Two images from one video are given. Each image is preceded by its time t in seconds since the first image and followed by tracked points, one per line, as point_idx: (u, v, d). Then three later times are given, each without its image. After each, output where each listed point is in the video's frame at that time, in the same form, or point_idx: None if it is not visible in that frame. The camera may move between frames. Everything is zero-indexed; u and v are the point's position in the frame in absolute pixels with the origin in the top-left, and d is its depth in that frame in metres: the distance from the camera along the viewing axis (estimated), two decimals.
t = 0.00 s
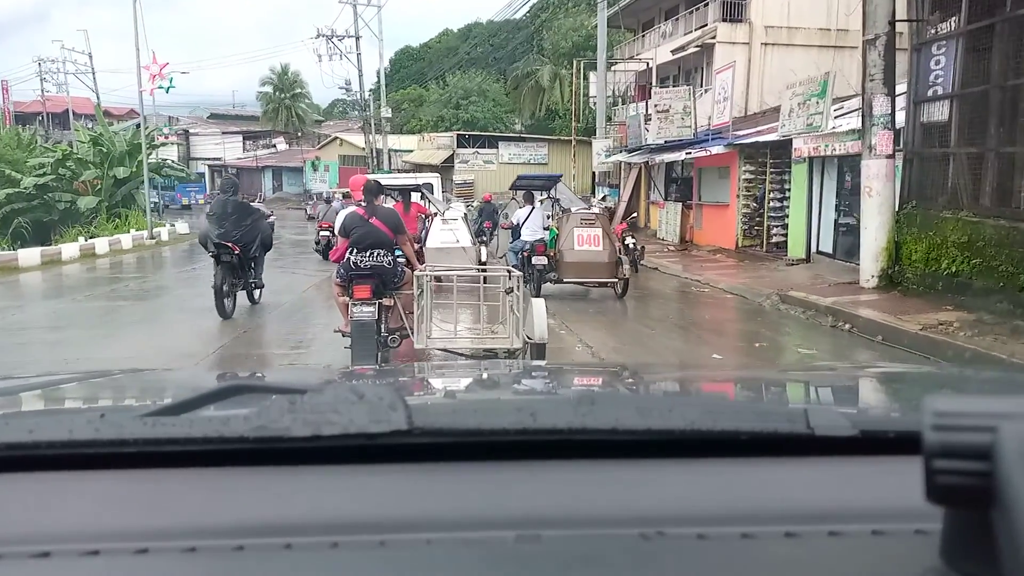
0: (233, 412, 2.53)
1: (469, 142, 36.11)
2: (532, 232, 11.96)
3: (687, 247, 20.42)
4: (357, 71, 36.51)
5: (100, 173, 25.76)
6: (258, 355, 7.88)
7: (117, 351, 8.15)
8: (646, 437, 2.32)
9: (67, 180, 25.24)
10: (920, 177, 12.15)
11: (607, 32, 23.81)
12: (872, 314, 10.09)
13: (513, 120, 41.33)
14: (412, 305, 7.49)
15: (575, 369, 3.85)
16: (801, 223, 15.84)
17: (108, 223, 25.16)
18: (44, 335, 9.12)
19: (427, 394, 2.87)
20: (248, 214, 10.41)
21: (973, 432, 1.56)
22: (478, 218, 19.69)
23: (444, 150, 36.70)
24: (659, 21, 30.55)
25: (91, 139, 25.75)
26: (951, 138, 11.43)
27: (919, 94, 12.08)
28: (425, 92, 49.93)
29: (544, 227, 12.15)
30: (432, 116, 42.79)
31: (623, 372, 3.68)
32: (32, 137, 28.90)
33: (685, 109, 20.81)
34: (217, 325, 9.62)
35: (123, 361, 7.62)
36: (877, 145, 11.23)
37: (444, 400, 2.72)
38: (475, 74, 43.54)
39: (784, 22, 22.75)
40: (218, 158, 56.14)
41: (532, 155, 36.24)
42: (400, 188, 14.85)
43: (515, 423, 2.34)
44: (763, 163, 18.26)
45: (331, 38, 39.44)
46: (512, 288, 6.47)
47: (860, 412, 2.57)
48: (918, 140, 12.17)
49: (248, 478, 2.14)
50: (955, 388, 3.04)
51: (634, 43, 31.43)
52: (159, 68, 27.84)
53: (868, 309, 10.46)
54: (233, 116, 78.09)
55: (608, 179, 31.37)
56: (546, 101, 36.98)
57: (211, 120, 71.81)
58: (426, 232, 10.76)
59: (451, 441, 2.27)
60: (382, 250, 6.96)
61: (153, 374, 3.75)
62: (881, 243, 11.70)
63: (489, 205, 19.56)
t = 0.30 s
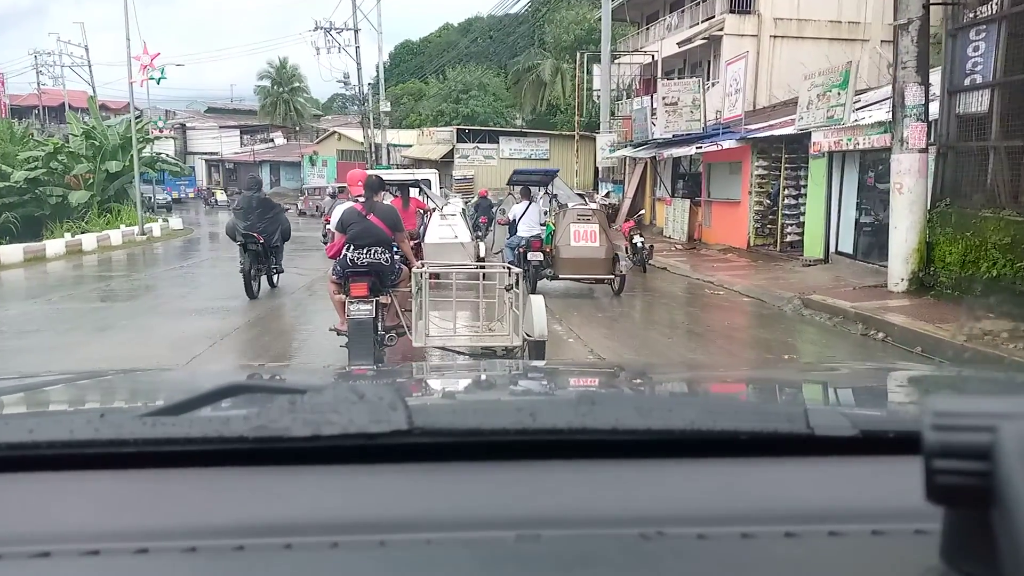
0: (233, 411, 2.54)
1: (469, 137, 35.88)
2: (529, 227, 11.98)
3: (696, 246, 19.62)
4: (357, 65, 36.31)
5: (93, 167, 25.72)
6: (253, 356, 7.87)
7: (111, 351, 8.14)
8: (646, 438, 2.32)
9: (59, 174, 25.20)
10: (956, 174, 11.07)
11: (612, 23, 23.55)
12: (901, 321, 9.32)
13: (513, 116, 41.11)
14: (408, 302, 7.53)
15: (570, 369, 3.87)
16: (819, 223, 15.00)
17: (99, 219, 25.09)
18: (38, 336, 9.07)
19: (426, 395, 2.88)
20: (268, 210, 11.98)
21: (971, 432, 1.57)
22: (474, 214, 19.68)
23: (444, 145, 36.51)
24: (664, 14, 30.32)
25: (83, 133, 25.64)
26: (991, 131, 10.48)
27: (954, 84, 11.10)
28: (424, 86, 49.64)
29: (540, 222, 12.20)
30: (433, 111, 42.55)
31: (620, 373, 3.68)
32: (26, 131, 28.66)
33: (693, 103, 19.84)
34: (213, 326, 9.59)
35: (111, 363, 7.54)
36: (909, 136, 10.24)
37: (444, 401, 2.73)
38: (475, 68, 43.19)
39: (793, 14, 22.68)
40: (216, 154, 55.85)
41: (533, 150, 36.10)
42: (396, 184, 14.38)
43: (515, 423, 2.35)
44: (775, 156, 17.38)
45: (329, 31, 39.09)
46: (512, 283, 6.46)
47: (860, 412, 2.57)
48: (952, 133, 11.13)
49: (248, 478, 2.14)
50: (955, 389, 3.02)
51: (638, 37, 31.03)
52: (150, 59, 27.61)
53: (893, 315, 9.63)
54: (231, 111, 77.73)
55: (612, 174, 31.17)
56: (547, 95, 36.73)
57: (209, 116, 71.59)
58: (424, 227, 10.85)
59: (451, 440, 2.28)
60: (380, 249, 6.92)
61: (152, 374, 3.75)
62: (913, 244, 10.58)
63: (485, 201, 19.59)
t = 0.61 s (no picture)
0: (232, 411, 2.53)
1: (468, 139, 35.78)
2: (524, 230, 11.84)
3: (706, 248, 19.51)
4: (354, 66, 36.21)
5: (87, 171, 25.79)
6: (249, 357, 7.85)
7: (108, 352, 8.16)
8: (646, 437, 2.31)
9: (53, 178, 25.27)
10: (994, 171, 10.28)
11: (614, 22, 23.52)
12: (931, 329, 8.88)
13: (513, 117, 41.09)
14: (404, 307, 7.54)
15: (568, 369, 3.86)
16: (837, 226, 14.33)
17: (92, 223, 25.11)
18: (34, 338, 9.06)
19: (425, 395, 2.87)
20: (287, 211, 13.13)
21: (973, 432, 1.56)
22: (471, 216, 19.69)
23: (443, 147, 36.46)
24: (667, 12, 30.30)
25: (78, 136, 25.75)
26: None
27: (990, 75, 10.25)
28: (425, 87, 49.62)
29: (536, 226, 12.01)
30: (433, 112, 42.47)
31: (618, 373, 3.67)
32: (22, 134, 28.61)
33: (699, 101, 19.59)
34: (209, 328, 9.58)
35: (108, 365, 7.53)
36: (942, 132, 9.84)
37: (443, 401, 2.72)
38: (475, 68, 43.12)
39: (800, 7, 22.42)
40: (214, 156, 55.77)
41: (533, 152, 36.01)
42: (393, 186, 14.37)
43: (515, 423, 2.34)
44: (788, 155, 17.06)
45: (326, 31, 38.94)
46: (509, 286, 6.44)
47: (860, 413, 2.56)
48: (990, 127, 10.33)
49: (248, 477, 2.14)
50: (957, 390, 3.01)
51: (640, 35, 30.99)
52: (141, 58, 27.57)
53: (927, 325, 9.05)
54: (230, 114, 77.64)
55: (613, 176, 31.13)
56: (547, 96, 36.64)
57: (205, 117, 71.50)
58: (422, 229, 10.85)
59: (451, 442, 2.27)
60: (374, 252, 6.94)
61: (151, 375, 3.75)
62: (947, 247, 10.10)
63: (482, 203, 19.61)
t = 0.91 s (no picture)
0: (232, 411, 2.53)
1: (468, 138, 35.66)
2: (522, 230, 11.89)
3: (717, 251, 19.40)
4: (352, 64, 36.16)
5: (79, 169, 25.76)
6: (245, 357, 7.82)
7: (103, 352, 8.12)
8: (646, 437, 2.31)
9: (44, 176, 25.27)
10: None
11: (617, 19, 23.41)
12: (970, 342, 8.34)
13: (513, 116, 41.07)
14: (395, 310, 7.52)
15: (566, 369, 3.85)
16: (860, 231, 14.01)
17: (83, 222, 25.10)
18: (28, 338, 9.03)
19: (424, 395, 2.87)
20: (296, 209, 14.26)
21: (975, 432, 1.55)
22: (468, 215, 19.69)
23: (442, 146, 36.39)
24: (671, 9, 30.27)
25: (70, 134, 25.72)
26: None
27: None
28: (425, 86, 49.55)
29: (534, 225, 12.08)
30: (434, 110, 42.37)
31: (616, 372, 3.67)
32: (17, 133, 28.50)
33: (709, 98, 19.44)
34: (205, 328, 9.55)
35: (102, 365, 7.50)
36: (986, 129, 9.19)
37: (443, 401, 2.72)
38: (477, 67, 43.04)
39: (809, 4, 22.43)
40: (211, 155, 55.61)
41: (534, 151, 35.91)
42: (391, 186, 14.45)
43: (516, 423, 2.34)
44: (803, 155, 16.92)
45: (325, 29, 38.80)
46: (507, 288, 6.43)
47: (861, 413, 2.56)
48: None
49: (247, 478, 2.14)
50: (958, 391, 3.00)
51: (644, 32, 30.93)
52: (131, 53, 27.29)
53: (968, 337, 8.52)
54: (227, 114, 77.57)
55: (619, 175, 31.26)
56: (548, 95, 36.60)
57: (203, 117, 71.38)
58: (420, 229, 10.82)
59: (451, 442, 2.27)
60: (368, 254, 6.93)
61: (149, 375, 3.74)
62: (989, 254, 9.45)
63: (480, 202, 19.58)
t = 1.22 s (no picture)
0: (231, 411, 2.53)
1: (467, 137, 35.53)
2: (518, 230, 11.83)
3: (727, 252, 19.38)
4: (350, 63, 36.07)
5: (69, 170, 25.69)
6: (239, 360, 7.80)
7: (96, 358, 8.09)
8: (646, 437, 2.31)
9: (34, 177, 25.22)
10: None
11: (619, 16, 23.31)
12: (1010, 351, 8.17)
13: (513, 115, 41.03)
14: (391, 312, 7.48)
15: (563, 370, 3.83)
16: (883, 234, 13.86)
17: (73, 224, 25.07)
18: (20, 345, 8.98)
19: (423, 395, 2.86)
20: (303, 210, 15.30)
21: (974, 432, 1.54)
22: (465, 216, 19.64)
23: (441, 146, 36.34)
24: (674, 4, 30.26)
25: (61, 134, 25.65)
26: None
27: None
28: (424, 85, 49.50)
29: (529, 225, 12.09)
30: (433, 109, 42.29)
31: (613, 372, 3.66)
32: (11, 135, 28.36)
33: (718, 93, 19.35)
34: (198, 332, 9.52)
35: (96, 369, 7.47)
36: None
37: (442, 401, 2.72)
38: (476, 66, 42.98)
39: None
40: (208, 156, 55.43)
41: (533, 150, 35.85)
42: (389, 186, 14.48)
43: (515, 423, 2.33)
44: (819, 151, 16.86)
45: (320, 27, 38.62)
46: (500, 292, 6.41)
47: (859, 412, 2.56)
48: None
49: (246, 477, 2.14)
50: (956, 391, 3.00)
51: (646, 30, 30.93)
52: (121, 51, 27.15)
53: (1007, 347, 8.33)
54: (224, 114, 77.42)
55: (623, 174, 31.12)
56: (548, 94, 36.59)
57: (200, 117, 71.24)
58: (417, 229, 10.80)
59: (452, 441, 2.27)
60: (359, 256, 6.90)
61: (145, 377, 3.73)
62: None
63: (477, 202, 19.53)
